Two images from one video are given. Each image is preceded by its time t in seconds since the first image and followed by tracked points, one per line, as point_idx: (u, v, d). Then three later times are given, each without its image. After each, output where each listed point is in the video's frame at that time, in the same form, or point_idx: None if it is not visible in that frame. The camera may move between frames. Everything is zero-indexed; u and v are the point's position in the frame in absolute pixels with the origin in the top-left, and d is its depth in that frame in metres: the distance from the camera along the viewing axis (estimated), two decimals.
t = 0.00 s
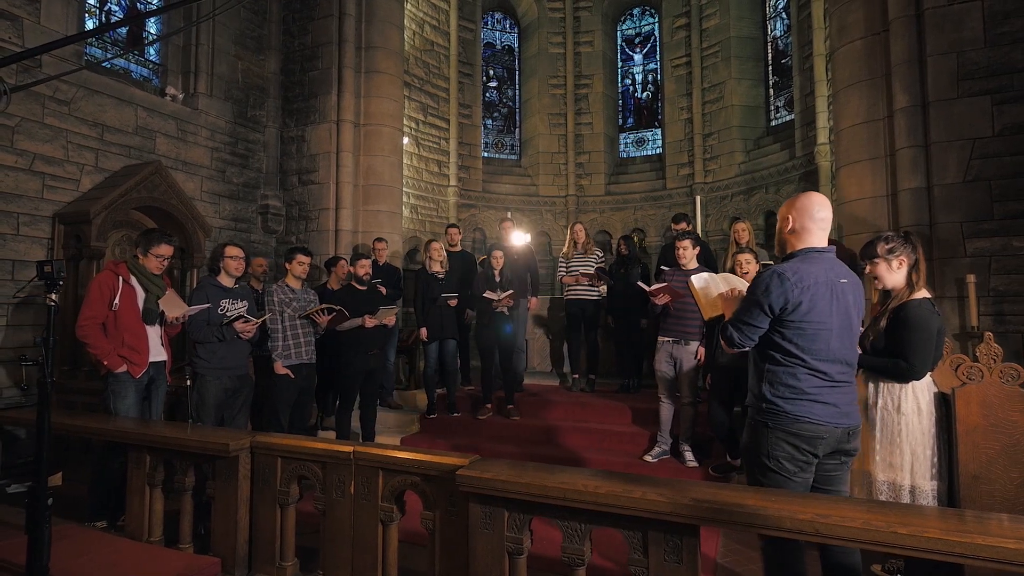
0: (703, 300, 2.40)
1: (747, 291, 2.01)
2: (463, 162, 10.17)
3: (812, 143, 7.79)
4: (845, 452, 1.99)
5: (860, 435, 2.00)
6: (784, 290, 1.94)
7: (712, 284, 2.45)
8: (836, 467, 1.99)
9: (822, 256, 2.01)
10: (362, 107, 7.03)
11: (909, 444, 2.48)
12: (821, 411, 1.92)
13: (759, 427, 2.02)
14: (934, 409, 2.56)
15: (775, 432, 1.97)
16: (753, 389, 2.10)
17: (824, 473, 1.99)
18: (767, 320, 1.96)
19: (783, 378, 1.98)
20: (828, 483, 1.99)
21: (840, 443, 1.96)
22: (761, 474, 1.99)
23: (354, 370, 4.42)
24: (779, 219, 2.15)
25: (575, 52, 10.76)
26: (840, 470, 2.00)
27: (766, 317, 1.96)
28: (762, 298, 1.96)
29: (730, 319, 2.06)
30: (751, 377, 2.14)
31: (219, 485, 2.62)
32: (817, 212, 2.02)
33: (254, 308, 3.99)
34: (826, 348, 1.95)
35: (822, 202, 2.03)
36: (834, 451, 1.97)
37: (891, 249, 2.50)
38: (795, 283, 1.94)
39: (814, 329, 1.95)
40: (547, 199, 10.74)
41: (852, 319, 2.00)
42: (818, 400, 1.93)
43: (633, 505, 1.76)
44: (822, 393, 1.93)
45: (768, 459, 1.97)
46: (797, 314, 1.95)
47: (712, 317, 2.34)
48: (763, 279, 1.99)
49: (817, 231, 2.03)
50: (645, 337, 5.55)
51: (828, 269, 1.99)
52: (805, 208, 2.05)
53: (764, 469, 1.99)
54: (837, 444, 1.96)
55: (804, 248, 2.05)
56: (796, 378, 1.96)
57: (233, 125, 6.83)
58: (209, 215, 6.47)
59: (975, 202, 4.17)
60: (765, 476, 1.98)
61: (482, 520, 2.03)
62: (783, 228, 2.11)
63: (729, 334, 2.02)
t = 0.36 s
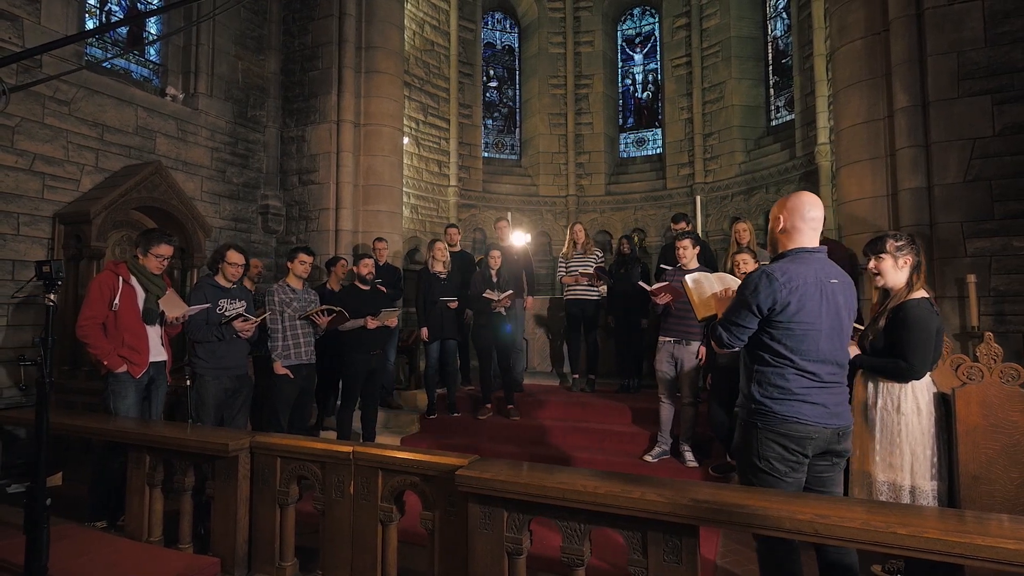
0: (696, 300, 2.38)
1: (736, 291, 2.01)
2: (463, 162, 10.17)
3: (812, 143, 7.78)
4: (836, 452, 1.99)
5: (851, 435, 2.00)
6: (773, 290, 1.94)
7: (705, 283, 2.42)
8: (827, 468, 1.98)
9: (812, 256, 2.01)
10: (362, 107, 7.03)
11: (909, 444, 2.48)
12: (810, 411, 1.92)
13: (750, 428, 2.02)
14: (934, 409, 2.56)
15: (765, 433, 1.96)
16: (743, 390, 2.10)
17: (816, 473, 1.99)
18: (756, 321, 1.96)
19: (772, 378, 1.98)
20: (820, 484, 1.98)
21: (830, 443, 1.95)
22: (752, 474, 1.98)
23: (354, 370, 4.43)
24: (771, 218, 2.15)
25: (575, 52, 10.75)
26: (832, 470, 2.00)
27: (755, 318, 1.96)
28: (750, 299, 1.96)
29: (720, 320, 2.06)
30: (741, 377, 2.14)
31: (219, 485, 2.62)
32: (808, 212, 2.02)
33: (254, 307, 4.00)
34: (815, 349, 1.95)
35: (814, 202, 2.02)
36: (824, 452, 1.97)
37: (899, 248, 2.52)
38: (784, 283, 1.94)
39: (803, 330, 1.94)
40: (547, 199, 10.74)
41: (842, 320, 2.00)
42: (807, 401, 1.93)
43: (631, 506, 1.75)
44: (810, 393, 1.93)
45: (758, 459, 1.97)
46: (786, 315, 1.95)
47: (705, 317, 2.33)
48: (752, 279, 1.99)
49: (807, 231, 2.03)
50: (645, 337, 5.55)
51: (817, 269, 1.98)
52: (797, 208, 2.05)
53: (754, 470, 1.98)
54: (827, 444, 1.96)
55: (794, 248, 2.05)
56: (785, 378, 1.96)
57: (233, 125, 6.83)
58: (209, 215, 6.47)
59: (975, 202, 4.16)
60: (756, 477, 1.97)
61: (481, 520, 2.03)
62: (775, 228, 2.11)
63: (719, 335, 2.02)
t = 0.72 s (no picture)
0: (693, 300, 2.37)
1: (730, 291, 2.00)
2: (462, 162, 10.17)
3: (812, 142, 7.77)
4: (831, 452, 1.98)
5: (846, 435, 1.99)
6: (766, 290, 1.93)
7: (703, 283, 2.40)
8: (822, 467, 1.98)
9: (805, 256, 2.00)
10: (361, 107, 7.02)
11: (906, 445, 2.47)
12: (805, 411, 1.91)
13: (745, 428, 2.01)
14: (932, 409, 2.54)
15: (760, 433, 1.96)
16: (738, 390, 2.09)
17: (811, 473, 1.99)
18: (750, 320, 1.95)
19: (766, 378, 1.97)
20: (816, 484, 1.98)
21: (825, 443, 1.95)
22: (747, 474, 1.98)
23: (352, 370, 4.42)
24: (765, 219, 2.14)
25: (575, 52, 10.74)
26: (827, 470, 1.99)
27: (749, 317, 1.95)
28: (744, 299, 1.95)
29: (714, 320, 2.05)
30: (736, 377, 2.13)
31: (215, 485, 2.62)
32: (802, 212, 2.00)
33: (253, 307, 3.99)
34: (809, 348, 1.94)
35: (808, 201, 2.01)
36: (819, 452, 1.97)
37: (899, 247, 2.51)
38: (777, 283, 1.93)
39: (797, 329, 1.94)
40: (546, 199, 10.73)
41: (837, 320, 1.99)
42: (802, 400, 1.92)
43: (625, 506, 1.75)
44: (805, 393, 1.93)
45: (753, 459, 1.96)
46: (780, 314, 1.94)
47: (702, 318, 2.32)
48: (746, 279, 1.98)
49: (800, 231, 2.01)
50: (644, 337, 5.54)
51: (811, 269, 1.98)
52: (791, 208, 2.03)
53: (749, 470, 1.98)
54: (822, 444, 1.95)
55: (788, 248, 2.04)
56: (779, 377, 1.95)
57: (232, 125, 6.83)
58: (209, 215, 6.47)
59: (975, 202, 4.15)
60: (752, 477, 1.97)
61: (476, 520, 2.03)
62: (769, 228, 2.10)
63: (714, 335, 2.01)
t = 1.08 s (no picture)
0: (694, 304, 2.38)
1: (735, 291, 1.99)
2: (462, 162, 10.16)
3: (812, 142, 7.75)
4: (836, 453, 1.96)
5: (850, 436, 1.97)
6: (771, 290, 1.92)
7: (703, 288, 2.42)
8: (826, 468, 1.96)
9: (809, 257, 1.99)
10: (360, 107, 7.02)
11: (903, 446, 2.45)
12: (811, 411, 1.89)
13: (749, 428, 1.99)
14: (928, 410, 2.53)
15: (765, 433, 1.93)
16: (743, 391, 2.07)
17: (814, 473, 1.97)
18: (756, 321, 1.94)
19: (772, 378, 1.95)
20: (818, 485, 1.96)
21: (831, 443, 1.92)
22: (751, 475, 1.95)
23: (350, 370, 4.42)
24: (768, 219, 2.13)
25: (575, 51, 10.73)
26: (831, 470, 1.98)
27: (755, 317, 1.94)
28: (750, 298, 1.94)
29: (719, 321, 2.03)
30: (741, 377, 2.11)
31: (210, 485, 2.61)
32: (805, 213, 2.00)
33: (250, 308, 3.98)
34: (815, 348, 1.93)
35: (810, 202, 2.01)
36: (824, 452, 1.94)
37: (896, 248, 2.50)
38: (783, 283, 1.92)
39: (803, 329, 1.92)
40: (546, 199, 10.72)
41: (841, 320, 1.98)
42: (808, 400, 1.90)
43: (619, 508, 1.74)
44: (811, 393, 1.90)
45: (758, 460, 1.94)
46: (786, 314, 1.92)
47: (704, 321, 2.32)
48: (751, 279, 1.97)
49: (804, 231, 2.01)
50: (643, 337, 5.54)
51: (815, 269, 1.97)
52: (794, 209, 2.03)
53: (754, 471, 1.95)
54: (828, 444, 1.93)
55: (792, 249, 2.03)
56: (786, 378, 1.93)
57: (231, 125, 6.83)
58: (207, 214, 6.46)
59: (974, 202, 4.13)
60: (756, 477, 1.94)
61: (469, 521, 2.02)
62: (772, 229, 2.09)
63: (719, 336, 1.99)
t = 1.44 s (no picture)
0: (699, 306, 2.40)
1: (744, 292, 1.95)
2: (461, 162, 10.15)
3: (811, 142, 7.73)
4: (842, 453, 1.95)
5: (856, 436, 1.96)
6: (782, 290, 1.89)
7: (709, 290, 2.41)
8: (831, 467, 1.93)
9: (819, 258, 1.97)
10: (358, 107, 7.02)
11: (898, 447, 2.43)
12: (818, 412, 1.88)
13: (756, 429, 1.97)
14: (924, 411, 2.51)
15: (772, 433, 1.91)
16: (749, 391, 2.04)
17: (819, 473, 1.95)
18: (766, 321, 1.91)
19: (781, 378, 1.93)
20: (823, 485, 1.94)
21: (838, 444, 1.91)
22: (757, 475, 1.93)
23: (347, 370, 4.42)
24: (776, 220, 2.09)
25: (574, 51, 10.72)
26: (836, 470, 1.96)
27: (766, 318, 1.90)
28: (761, 299, 1.90)
29: (727, 321, 1.99)
30: (746, 377, 2.08)
31: (204, 486, 2.60)
32: (816, 215, 1.98)
33: (246, 308, 3.97)
34: (825, 349, 1.91)
35: (820, 204, 1.98)
36: (830, 453, 1.93)
37: (890, 248, 2.49)
38: (793, 283, 1.89)
39: (812, 330, 1.90)
40: (545, 199, 10.71)
41: (850, 321, 1.96)
42: (816, 401, 1.88)
43: (612, 509, 1.73)
44: (820, 394, 1.89)
45: (765, 461, 1.91)
46: (796, 315, 1.90)
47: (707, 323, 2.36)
48: (761, 279, 1.93)
49: (813, 233, 1.98)
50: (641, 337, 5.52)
51: (824, 270, 1.94)
52: (804, 210, 2.00)
53: (759, 471, 1.93)
54: (835, 445, 1.91)
55: (801, 250, 2.00)
56: (795, 378, 1.90)
57: (229, 125, 6.82)
58: (205, 214, 6.46)
59: (973, 201, 4.11)
60: (764, 478, 1.91)
61: (462, 522, 2.01)
62: (781, 230, 2.06)
63: (728, 336, 1.95)
